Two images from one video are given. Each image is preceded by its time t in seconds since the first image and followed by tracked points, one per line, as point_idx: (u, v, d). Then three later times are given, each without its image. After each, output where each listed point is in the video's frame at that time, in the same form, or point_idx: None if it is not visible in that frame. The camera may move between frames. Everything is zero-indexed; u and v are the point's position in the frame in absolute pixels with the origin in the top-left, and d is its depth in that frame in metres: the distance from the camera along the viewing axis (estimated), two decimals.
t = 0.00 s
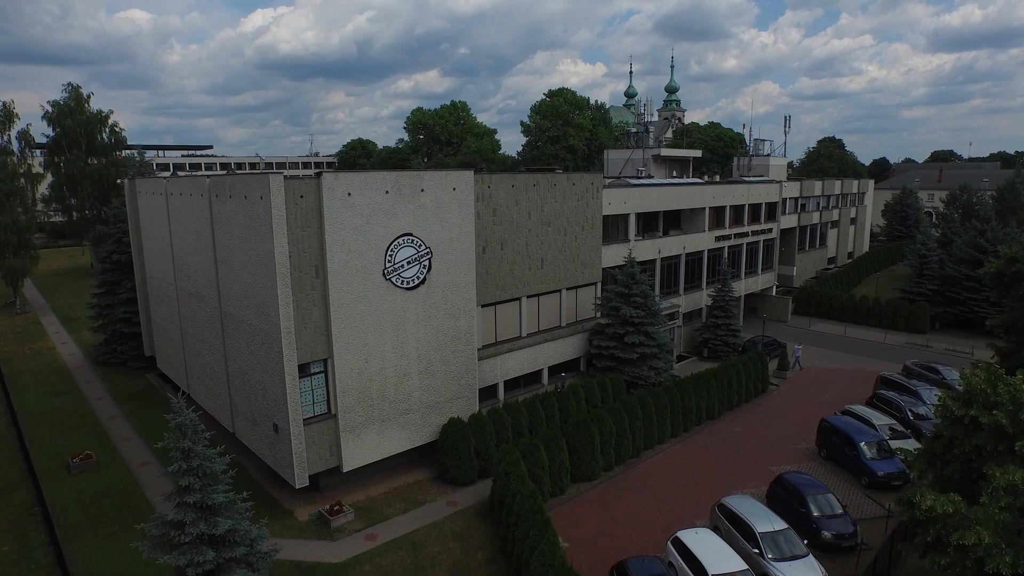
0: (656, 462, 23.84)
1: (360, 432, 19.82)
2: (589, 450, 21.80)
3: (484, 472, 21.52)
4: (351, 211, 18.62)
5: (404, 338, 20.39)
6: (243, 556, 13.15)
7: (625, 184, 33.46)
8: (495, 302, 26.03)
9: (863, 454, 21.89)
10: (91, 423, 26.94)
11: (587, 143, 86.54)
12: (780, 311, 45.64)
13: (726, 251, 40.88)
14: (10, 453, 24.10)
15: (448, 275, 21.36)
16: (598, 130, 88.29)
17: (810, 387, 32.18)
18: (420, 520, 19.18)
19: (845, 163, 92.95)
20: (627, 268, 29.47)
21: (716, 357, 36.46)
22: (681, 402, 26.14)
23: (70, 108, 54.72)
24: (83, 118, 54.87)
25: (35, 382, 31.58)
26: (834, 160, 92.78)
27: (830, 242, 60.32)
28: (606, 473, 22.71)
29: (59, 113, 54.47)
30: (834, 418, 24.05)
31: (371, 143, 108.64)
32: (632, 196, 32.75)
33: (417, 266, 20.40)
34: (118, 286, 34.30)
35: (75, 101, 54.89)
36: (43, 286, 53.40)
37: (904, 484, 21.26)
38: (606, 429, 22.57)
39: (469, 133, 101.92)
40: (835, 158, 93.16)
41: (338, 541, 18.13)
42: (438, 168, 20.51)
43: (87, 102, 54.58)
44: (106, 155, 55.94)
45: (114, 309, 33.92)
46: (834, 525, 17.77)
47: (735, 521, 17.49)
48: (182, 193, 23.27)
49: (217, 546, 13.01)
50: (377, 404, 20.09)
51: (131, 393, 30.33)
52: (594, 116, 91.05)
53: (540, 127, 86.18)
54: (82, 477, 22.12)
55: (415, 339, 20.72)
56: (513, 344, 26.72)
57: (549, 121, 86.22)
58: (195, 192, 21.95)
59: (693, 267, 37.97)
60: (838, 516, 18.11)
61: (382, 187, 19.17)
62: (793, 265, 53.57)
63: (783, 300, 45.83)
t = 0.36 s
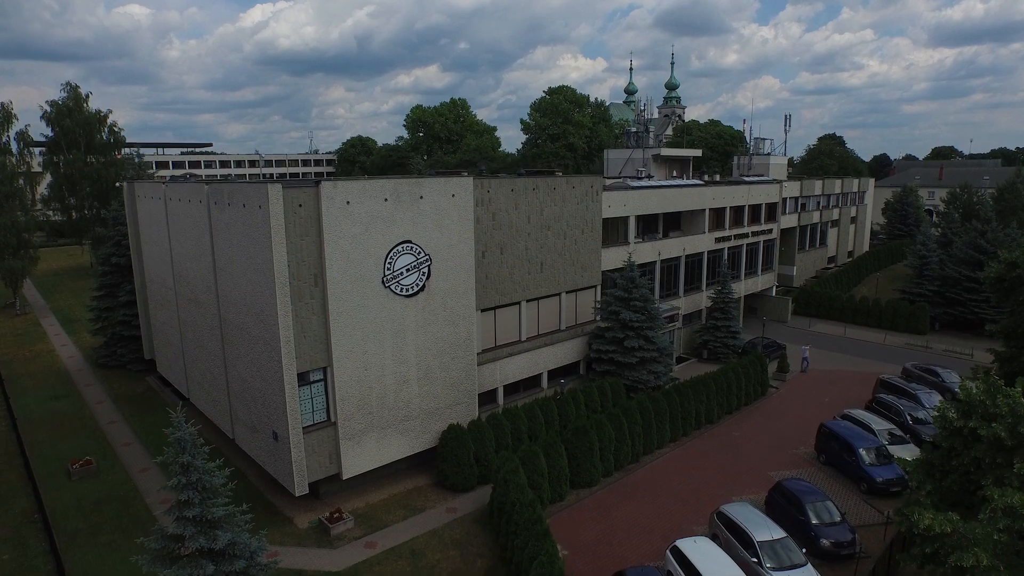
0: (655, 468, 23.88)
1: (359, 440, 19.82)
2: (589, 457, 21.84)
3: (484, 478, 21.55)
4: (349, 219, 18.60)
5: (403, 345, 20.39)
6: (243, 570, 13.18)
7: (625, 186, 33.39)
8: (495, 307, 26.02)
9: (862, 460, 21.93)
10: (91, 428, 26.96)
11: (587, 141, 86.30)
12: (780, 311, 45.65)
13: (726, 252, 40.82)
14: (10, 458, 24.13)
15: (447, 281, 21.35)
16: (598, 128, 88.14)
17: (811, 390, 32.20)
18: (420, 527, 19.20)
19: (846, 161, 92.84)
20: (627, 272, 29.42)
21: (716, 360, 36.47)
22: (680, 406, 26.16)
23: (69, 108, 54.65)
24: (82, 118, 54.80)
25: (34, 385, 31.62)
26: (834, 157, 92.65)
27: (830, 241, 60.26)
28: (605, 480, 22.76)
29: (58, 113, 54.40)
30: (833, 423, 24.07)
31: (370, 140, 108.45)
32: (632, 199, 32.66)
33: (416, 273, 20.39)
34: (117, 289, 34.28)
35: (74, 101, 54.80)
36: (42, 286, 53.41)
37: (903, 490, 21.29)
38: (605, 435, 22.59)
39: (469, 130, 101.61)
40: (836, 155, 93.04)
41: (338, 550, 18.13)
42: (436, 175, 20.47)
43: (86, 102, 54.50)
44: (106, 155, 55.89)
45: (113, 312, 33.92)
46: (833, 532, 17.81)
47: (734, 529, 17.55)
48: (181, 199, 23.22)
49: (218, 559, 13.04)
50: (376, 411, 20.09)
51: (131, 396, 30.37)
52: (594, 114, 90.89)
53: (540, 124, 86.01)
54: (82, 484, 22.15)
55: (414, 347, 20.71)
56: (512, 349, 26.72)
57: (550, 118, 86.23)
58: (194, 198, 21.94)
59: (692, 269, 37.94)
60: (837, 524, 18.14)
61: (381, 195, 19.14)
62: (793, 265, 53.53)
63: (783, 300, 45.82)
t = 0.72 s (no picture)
0: (654, 475, 23.87)
1: (357, 449, 19.81)
2: (587, 465, 21.84)
3: (482, 486, 21.55)
4: (347, 229, 18.56)
5: (401, 354, 20.36)
6: None
7: (624, 190, 33.33)
8: (493, 313, 26.00)
9: (860, 467, 21.93)
10: (90, 433, 26.94)
11: (587, 140, 86.07)
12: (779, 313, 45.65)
13: (725, 254, 40.78)
14: (9, 465, 24.11)
15: (446, 290, 21.32)
16: (598, 127, 87.99)
17: (810, 394, 32.18)
18: (418, 536, 19.19)
19: (846, 160, 92.73)
20: (625, 278, 29.39)
21: (714, 363, 36.49)
22: (679, 412, 26.15)
23: (67, 109, 54.53)
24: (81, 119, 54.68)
25: (33, 390, 31.62)
26: (835, 155, 92.49)
27: (830, 242, 60.20)
28: (604, 487, 22.76)
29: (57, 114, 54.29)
30: (832, 430, 24.06)
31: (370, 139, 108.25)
32: (631, 203, 32.59)
33: (414, 282, 20.36)
34: (116, 293, 34.25)
35: (73, 102, 54.70)
36: (41, 287, 53.35)
37: (901, 498, 21.31)
38: (604, 443, 22.59)
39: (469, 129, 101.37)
40: (836, 153, 92.87)
41: (337, 560, 18.12)
42: (435, 184, 20.43)
43: (85, 103, 54.39)
44: (104, 156, 55.79)
45: (112, 315, 33.89)
46: (831, 542, 17.83)
47: (731, 538, 17.56)
48: (179, 206, 23.18)
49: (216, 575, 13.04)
50: (375, 420, 20.08)
51: (130, 401, 30.36)
52: (594, 113, 90.69)
53: (540, 123, 85.81)
54: (80, 491, 22.15)
55: (413, 355, 20.69)
56: (511, 355, 26.72)
57: (550, 117, 86.13)
58: (192, 206, 21.89)
59: (692, 272, 37.89)
60: (835, 534, 18.14)
61: (379, 205, 19.11)
62: (793, 265, 53.48)
63: (782, 302, 45.81)
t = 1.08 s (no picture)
0: (652, 482, 23.86)
1: (355, 458, 19.80)
2: (585, 473, 21.83)
3: (480, 494, 21.55)
4: (344, 239, 18.52)
5: (399, 363, 20.34)
6: None
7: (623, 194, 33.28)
8: (492, 319, 25.98)
9: (857, 476, 21.93)
10: (88, 439, 26.95)
11: (586, 139, 85.90)
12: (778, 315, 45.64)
13: (724, 257, 40.73)
14: (7, 471, 24.11)
15: (444, 298, 21.29)
16: (598, 127, 87.87)
17: (809, 399, 32.16)
18: (416, 546, 19.19)
19: (846, 158, 92.60)
20: (624, 283, 29.33)
21: (713, 366, 36.49)
22: (676, 419, 26.16)
23: (65, 109, 54.38)
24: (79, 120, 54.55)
25: (32, 394, 31.60)
26: (835, 154, 92.32)
27: (829, 242, 60.15)
28: (602, 495, 22.77)
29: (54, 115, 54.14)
30: (830, 437, 24.05)
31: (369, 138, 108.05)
32: (630, 207, 32.54)
33: (412, 291, 20.32)
34: (114, 296, 34.21)
35: (71, 102, 54.55)
36: (40, 288, 53.30)
37: (898, 506, 21.32)
38: (601, 451, 22.59)
39: (468, 128, 101.17)
40: (836, 152, 92.69)
41: (334, 570, 18.13)
42: (432, 192, 20.38)
43: (82, 103, 54.24)
44: (102, 156, 55.69)
45: (110, 319, 33.86)
46: (827, 552, 17.85)
47: (728, 549, 17.58)
48: (176, 213, 23.13)
49: None
50: (373, 429, 20.07)
51: (129, 405, 30.35)
52: (594, 112, 90.51)
53: (539, 122, 85.61)
54: (78, 499, 22.16)
55: (410, 364, 20.67)
56: (509, 361, 26.72)
57: (549, 116, 85.88)
58: (189, 214, 21.84)
59: (691, 275, 37.86)
60: (831, 544, 18.15)
61: (376, 214, 19.06)
62: (792, 267, 53.46)
63: (781, 304, 45.79)
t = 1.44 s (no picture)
0: (651, 485, 23.94)
1: (355, 464, 19.89)
2: (584, 478, 21.93)
3: (479, 498, 21.64)
4: (344, 247, 18.54)
5: (398, 368, 20.39)
6: None
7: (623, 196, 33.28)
8: (491, 323, 26.05)
9: (855, 480, 22.02)
10: (89, 441, 27.05)
11: (586, 136, 85.72)
12: (777, 314, 45.66)
13: (724, 257, 40.74)
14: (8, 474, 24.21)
15: (443, 304, 21.34)
16: (598, 123, 87.65)
17: (808, 400, 32.23)
18: (416, 551, 19.29)
19: (846, 155, 92.39)
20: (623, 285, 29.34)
21: (712, 367, 36.56)
22: (675, 421, 26.25)
23: (64, 107, 54.29)
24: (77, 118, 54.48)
25: (33, 395, 31.67)
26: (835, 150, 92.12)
27: (829, 240, 60.07)
28: (601, 499, 22.87)
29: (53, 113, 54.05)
30: (828, 440, 24.11)
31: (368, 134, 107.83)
32: (630, 209, 32.53)
33: (411, 297, 20.37)
34: (113, 297, 34.24)
35: (69, 100, 54.46)
36: (39, 287, 53.33)
37: (896, 511, 21.41)
38: (600, 455, 22.67)
39: (468, 124, 100.93)
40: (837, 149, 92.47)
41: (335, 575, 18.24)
42: (432, 198, 20.40)
43: (81, 102, 54.15)
44: (101, 155, 55.65)
45: (110, 320, 33.90)
46: (825, 558, 17.94)
47: (726, 556, 17.66)
48: (175, 217, 23.15)
49: None
50: (372, 435, 20.14)
51: (129, 407, 30.44)
52: (594, 108, 90.28)
53: (539, 119, 85.38)
54: (80, 502, 22.26)
55: (410, 370, 20.74)
56: (509, 364, 26.80)
57: (549, 112, 85.56)
58: (187, 219, 21.84)
59: (690, 275, 37.89)
60: (829, 549, 18.25)
61: (375, 221, 19.09)
62: (792, 265, 53.46)
63: (781, 303, 45.81)
